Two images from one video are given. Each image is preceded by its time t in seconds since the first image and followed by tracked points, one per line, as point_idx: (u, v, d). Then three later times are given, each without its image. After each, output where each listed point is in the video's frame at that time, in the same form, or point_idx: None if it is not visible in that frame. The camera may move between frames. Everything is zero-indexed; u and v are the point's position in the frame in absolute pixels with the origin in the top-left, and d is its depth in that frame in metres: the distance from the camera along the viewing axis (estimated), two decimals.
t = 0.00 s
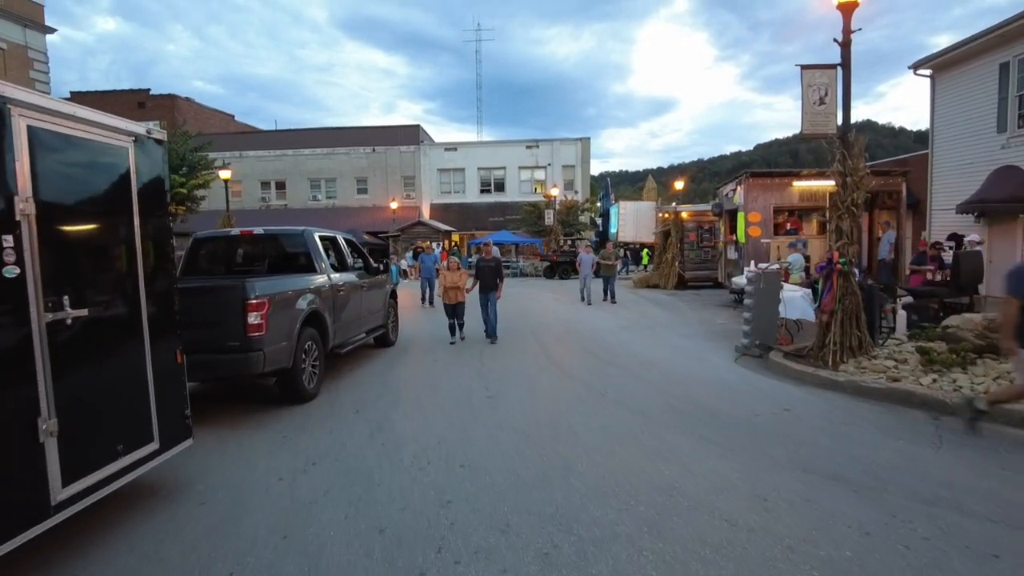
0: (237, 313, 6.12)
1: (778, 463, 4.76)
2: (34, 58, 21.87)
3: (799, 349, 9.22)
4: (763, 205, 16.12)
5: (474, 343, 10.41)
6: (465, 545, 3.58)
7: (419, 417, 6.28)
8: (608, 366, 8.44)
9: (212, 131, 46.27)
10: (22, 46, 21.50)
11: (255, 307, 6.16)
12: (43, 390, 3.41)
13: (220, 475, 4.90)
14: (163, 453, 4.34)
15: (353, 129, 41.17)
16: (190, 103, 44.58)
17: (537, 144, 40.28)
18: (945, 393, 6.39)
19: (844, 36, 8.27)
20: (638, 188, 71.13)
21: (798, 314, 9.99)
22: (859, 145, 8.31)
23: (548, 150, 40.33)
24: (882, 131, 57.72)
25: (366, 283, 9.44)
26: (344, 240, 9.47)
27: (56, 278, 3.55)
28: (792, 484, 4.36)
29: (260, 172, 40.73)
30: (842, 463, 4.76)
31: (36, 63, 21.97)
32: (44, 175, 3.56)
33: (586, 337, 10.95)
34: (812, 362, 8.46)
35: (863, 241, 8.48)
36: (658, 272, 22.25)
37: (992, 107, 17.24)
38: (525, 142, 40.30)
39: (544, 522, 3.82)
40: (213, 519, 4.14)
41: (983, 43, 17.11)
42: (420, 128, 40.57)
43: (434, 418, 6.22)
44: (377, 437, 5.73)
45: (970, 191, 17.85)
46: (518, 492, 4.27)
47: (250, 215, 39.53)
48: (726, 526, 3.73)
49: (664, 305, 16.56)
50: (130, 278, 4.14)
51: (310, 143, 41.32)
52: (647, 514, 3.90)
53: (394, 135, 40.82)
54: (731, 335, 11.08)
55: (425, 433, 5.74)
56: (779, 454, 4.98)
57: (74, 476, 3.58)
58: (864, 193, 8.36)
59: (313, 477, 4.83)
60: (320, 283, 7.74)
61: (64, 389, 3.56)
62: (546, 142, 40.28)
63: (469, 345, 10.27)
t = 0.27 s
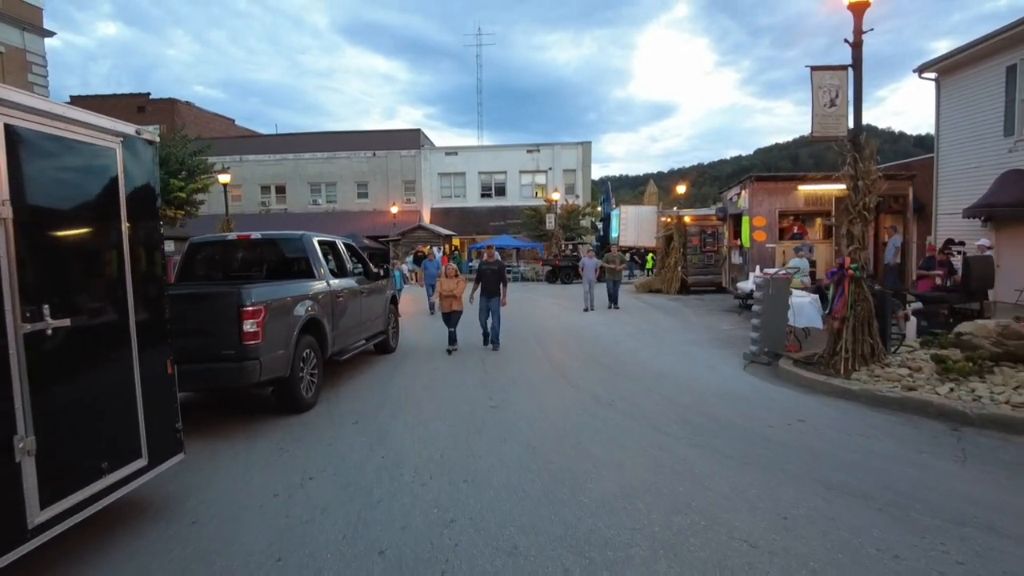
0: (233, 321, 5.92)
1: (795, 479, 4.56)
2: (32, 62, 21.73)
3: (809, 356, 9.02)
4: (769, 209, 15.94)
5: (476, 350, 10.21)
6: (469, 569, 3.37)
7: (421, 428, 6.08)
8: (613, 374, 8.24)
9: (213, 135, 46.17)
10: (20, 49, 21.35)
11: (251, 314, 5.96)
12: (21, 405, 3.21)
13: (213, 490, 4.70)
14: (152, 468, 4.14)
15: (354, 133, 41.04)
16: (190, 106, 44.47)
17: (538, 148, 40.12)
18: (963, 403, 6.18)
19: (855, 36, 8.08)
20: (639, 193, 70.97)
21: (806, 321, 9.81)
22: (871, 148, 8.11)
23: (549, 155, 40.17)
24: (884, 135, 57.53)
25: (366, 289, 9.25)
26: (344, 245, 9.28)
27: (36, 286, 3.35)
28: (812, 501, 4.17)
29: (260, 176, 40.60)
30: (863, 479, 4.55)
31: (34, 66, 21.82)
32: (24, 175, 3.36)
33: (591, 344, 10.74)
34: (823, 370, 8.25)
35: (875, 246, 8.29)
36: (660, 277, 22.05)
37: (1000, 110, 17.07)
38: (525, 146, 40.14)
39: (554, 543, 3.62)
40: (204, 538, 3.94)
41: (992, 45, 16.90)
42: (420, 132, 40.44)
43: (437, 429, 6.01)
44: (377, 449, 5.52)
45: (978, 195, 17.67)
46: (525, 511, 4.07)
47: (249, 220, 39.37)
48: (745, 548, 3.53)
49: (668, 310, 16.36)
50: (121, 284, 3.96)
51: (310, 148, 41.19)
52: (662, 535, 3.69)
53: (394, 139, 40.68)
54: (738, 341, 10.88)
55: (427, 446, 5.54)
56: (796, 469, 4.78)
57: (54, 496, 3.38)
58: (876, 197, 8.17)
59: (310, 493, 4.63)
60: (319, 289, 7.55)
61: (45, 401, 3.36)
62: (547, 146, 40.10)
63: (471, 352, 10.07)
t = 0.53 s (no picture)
0: (225, 321, 5.74)
1: (810, 485, 4.37)
2: (29, 61, 21.55)
3: (817, 357, 8.82)
4: (773, 208, 15.75)
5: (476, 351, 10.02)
6: None
7: (420, 433, 5.88)
8: (617, 376, 8.05)
9: (212, 135, 46.02)
10: (17, 48, 21.16)
11: (244, 315, 5.78)
12: None
13: (203, 497, 4.51)
14: (136, 476, 3.93)
15: (354, 133, 40.86)
16: (190, 107, 44.32)
17: (538, 148, 39.93)
18: (980, 405, 5.98)
19: (865, 29, 7.88)
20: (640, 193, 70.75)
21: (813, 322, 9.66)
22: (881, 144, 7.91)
23: (549, 155, 39.97)
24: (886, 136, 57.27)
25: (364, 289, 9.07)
26: (342, 244, 9.10)
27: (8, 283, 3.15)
28: (829, 509, 3.97)
29: (259, 176, 40.43)
30: (881, 485, 4.36)
31: (31, 65, 21.65)
32: None
33: (594, 345, 10.54)
34: (832, 371, 8.05)
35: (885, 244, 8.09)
36: (663, 277, 21.87)
37: (1006, 109, 16.89)
38: (526, 146, 39.95)
39: (559, 556, 3.42)
40: (191, 549, 3.74)
41: (998, 42, 16.69)
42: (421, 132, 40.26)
43: (436, 433, 5.82)
44: (375, 455, 5.33)
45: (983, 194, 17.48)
46: (528, 521, 3.87)
47: (249, 220, 39.20)
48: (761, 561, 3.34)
49: (671, 311, 16.17)
50: (110, 284, 3.81)
51: (310, 148, 41.01)
52: (673, 547, 3.49)
53: (394, 139, 40.50)
54: (744, 342, 10.69)
55: (426, 451, 5.34)
56: (810, 475, 4.58)
57: (27, 507, 3.18)
58: (887, 194, 7.98)
59: (304, 501, 4.43)
60: (315, 289, 7.37)
61: (32, 404, 3.26)
62: (547, 146, 39.92)
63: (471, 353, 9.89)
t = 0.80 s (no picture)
0: (213, 324, 5.53)
1: (822, 496, 4.18)
2: (24, 60, 21.34)
3: (823, 360, 8.61)
4: (776, 208, 15.56)
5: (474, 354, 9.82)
6: None
7: (415, 440, 5.68)
8: (618, 379, 7.85)
9: (211, 135, 45.84)
10: (13, 47, 20.96)
11: (233, 318, 5.58)
12: None
13: (187, 509, 4.31)
14: (114, 490, 3.72)
15: (353, 133, 40.66)
16: (189, 107, 44.15)
17: (538, 148, 39.73)
18: (995, 410, 5.78)
19: (873, 23, 7.67)
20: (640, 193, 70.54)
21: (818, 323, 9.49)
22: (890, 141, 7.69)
23: (549, 155, 39.77)
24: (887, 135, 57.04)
25: (360, 290, 8.88)
26: (337, 245, 8.89)
27: None
28: (844, 522, 3.78)
29: (258, 177, 40.25)
30: (898, 496, 4.16)
31: (26, 64, 21.44)
32: None
33: (595, 347, 10.34)
34: (839, 373, 7.85)
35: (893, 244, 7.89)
36: (664, 278, 21.67)
37: (1011, 107, 16.70)
38: (526, 146, 39.75)
39: None
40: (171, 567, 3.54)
41: (1004, 39, 16.45)
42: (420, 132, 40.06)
43: (432, 441, 5.62)
44: (368, 464, 5.12)
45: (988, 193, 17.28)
46: (528, 537, 3.67)
47: (248, 221, 39.02)
48: None
49: (673, 311, 15.97)
50: (85, 287, 3.60)
51: (309, 148, 40.82)
52: (681, 565, 3.30)
53: (393, 139, 40.30)
54: (748, 344, 10.49)
55: (421, 460, 5.13)
56: (822, 485, 4.39)
57: None
58: (895, 193, 7.77)
59: (293, 513, 4.23)
60: (309, 291, 7.18)
61: (30, 405, 3.23)
62: (547, 146, 39.72)
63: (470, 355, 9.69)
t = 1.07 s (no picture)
0: (201, 329, 5.32)
1: (839, 511, 3.98)
2: (20, 59, 21.13)
3: (831, 363, 8.41)
4: (779, 208, 15.36)
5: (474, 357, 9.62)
6: None
7: (412, 448, 5.48)
8: (621, 384, 7.65)
9: (210, 136, 45.66)
10: (7, 47, 20.74)
11: (222, 322, 5.37)
12: None
13: (171, 523, 4.11)
14: (88, 506, 3.51)
15: (352, 133, 40.45)
16: (187, 107, 43.93)
17: (538, 148, 39.51)
18: (1013, 418, 5.58)
19: (883, 17, 7.44)
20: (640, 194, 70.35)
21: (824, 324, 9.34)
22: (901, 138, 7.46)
23: (549, 155, 39.56)
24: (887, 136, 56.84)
25: (357, 292, 8.68)
26: (332, 246, 8.68)
27: None
28: (864, 540, 3.57)
29: (257, 177, 40.07)
30: (919, 511, 3.96)
31: (21, 64, 21.22)
32: None
33: (597, 350, 10.14)
34: (848, 378, 7.65)
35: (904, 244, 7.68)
36: (665, 278, 21.49)
37: (1017, 105, 16.50)
38: (526, 146, 39.54)
39: None
40: None
41: (1011, 36, 16.20)
42: (419, 132, 39.85)
43: (429, 449, 5.42)
44: (362, 474, 4.93)
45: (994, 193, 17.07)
46: (529, 556, 3.47)
47: (247, 221, 38.83)
48: None
49: (675, 313, 15.76)
50: (57, 291, 3.37)
51: (308, 148, 40.62)
52: None
53: (393, 139, 40.09)
54: (753, 347, 10.28)
55: (417, 470, 4.93)
56: (837, 498, 4.19)
57: None
58: (906, 192, 7.57)
59: (283, 528, 4.04)
60: (302, 293, 6.97)
61: (12, 412, 3.09)
62: (547, 146, 39.50)
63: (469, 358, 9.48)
